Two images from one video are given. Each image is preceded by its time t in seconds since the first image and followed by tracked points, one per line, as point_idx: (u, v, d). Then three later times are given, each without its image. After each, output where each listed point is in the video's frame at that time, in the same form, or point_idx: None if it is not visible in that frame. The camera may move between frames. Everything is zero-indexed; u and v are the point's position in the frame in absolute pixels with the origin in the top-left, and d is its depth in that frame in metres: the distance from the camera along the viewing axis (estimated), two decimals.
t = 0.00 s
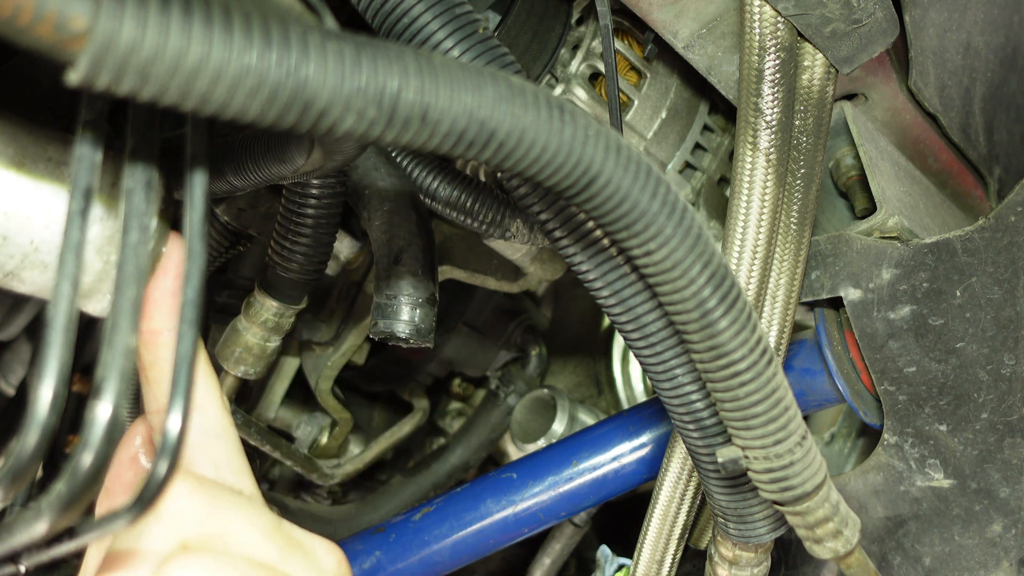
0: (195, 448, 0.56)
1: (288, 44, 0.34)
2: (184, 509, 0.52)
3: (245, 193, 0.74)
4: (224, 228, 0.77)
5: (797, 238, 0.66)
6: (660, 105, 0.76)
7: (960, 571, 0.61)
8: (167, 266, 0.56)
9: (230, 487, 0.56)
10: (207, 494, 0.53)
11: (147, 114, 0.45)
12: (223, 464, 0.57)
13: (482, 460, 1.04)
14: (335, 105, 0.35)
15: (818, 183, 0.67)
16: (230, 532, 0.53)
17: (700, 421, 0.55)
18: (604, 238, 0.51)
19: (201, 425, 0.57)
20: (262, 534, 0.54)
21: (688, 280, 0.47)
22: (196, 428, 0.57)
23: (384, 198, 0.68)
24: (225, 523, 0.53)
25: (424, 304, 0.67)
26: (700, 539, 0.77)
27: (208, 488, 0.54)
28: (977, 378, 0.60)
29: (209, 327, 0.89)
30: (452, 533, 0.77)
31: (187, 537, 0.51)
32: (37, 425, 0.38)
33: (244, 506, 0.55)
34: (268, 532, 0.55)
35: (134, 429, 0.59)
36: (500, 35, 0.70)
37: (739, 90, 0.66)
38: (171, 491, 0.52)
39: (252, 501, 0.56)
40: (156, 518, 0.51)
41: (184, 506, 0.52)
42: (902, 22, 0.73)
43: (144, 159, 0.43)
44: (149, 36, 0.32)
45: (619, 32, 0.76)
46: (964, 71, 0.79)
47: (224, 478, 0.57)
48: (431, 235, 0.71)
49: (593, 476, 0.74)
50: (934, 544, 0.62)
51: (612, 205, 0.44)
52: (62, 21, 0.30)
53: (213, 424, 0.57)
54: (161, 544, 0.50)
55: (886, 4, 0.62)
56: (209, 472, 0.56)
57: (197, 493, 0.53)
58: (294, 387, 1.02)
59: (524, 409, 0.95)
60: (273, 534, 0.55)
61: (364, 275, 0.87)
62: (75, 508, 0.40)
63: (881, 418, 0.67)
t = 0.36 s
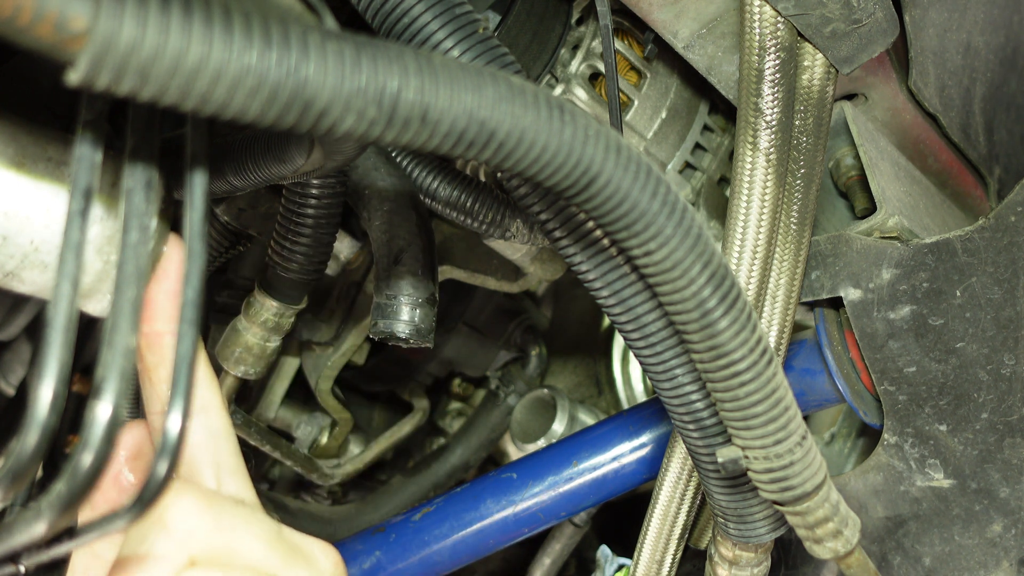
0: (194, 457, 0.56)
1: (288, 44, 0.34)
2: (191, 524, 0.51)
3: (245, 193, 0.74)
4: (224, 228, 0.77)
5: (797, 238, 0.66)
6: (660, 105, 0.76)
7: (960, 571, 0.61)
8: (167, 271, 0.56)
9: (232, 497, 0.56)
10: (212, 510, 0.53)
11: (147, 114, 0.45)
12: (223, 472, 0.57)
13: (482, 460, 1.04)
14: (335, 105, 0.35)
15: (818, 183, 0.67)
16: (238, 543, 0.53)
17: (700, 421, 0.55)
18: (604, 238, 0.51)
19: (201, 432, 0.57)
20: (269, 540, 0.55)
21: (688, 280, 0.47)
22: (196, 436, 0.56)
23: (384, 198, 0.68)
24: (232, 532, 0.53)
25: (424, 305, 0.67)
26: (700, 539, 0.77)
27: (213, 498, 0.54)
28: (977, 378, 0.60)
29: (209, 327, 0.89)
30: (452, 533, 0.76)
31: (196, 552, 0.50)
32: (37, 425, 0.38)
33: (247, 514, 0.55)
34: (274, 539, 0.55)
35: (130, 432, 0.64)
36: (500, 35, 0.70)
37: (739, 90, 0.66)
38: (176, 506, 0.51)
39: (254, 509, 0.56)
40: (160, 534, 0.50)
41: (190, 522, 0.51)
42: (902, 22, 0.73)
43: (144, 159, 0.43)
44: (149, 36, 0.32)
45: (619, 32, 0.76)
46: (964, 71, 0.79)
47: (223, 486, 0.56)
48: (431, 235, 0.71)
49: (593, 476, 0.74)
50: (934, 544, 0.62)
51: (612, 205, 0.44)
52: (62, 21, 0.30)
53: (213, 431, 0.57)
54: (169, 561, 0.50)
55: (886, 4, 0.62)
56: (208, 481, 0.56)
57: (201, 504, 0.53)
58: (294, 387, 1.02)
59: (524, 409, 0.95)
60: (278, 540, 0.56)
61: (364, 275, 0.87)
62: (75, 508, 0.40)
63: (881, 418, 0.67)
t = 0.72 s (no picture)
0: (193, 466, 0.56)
1: (288, 44, 0.34)
2: (200, 538, 0.49)
3: (245, 193, 0.74)
4: (224, 228, 0.77)
5: (797, 238, 0.66)
6: (660, 106, 0.76)
7: (960, 571, 0.61)
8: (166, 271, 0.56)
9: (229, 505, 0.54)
10: (212, 520, 0.50)
11: (147, 114, 0.45)
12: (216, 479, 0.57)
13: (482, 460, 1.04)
14: (335, 105, 0.35)
15: (818, 183, 0.67)
16: (237, 554, 0.50)
17: (700, 421, 0.55)
18: (604, 238, 0.51)
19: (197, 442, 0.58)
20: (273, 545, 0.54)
21: (688, 280, 0.47)
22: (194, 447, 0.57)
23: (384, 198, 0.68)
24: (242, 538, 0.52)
25: (424, 305, 0.67)
26: (700, 539, 0.77)
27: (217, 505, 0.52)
28: (977, 378, 0.60)
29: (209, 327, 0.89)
30: (452, 532, 0.76)
31: (197, 569, 0.48)
32: (37, 425, 0.38)
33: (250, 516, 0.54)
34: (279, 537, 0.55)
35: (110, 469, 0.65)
36: (500, 35, 0.70)
37: (739, 90, 0.66)
38: (175, 518, 0.49)
39: (253, 519, 0.54)
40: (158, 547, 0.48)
41: (189, 534, 0.49)
42: (902, 22, 0.73)
43: (144, 159, 0.43)
44: (149, 36, 0.32)
45: (619, 32, 0.76)
46: (964, 71, 0.79)
47: (220, 493, 0.56)
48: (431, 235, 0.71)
49: (593, 476, 0.74)
50: (934, 544, 0.62)
51: (612, 205, 0.44)
52: (62, 21, 0.30)
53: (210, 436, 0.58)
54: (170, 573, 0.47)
55: (886, 4, 0.62)
56: (205, 489, 0.56)
57: (207, 518, 0.50)
58: (294, 387, 1.02)
59: (524, 409, 0.95)
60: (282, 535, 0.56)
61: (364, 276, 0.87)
62: (75, 508, 0.40)
63: (881, 418, 0.67)
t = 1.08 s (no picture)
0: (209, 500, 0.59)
1: (288, 44, 0.34)
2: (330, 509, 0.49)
3: (245, 193, 0.74)
4: (224, 228, 0.76)
5: (797, 238, 0.66)
6: (660, 106, 0.76)
7: (960, 571, 0.61)
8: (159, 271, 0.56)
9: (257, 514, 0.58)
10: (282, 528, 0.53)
11: (147, 115, 0.45)
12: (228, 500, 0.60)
13: (482, 460, 1.04)
14: (335, 105, 0.35)
15: (818, 183, 0.67)
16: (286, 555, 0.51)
17: (701, 422, 0.55)
18: (604, 238, 0.51)
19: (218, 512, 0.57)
20: None
21: (688, 280, 0.47)
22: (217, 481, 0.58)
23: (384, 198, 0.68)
24: None
25: (424, 304, 0.67)
26: (700, 539, 0.77)
27: None
28: (977, 378, 0.60)
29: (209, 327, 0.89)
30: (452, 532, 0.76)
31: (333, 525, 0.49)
32: (37, 425, 0.38)
33: None
34: None
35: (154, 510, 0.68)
36: (500, 35, 0.70)
37: (739, 90, 0.66)
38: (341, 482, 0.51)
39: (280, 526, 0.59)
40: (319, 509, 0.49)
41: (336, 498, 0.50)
42: (902, 22, 0.73)
43: (144, 158, 0.43)
44: (149, 36, 0.32)
45: (619, 32, 0.76)
46: (964, 71, 0.79)
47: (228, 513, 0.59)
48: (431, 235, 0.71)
49: (593, 476, 0.74)
50: (934, 544, 0.62)
51: (612, 205, 0.44)
52: (62, 21, 0.30)
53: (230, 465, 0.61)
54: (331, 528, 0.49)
55: (886, 4, 0.62)
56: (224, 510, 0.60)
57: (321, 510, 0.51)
58: (294, 387, 1.02)
59: (524, 409, 0.95)
60: None
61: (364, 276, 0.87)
62: (75, 507, 0.40)
63: (881, 418, 0.67)
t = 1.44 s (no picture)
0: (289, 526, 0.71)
1: (288, 44, 0.34)
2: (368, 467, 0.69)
3: (245, 193, 0.74)
4: (224, 228, 0.76)
5: (797, 238, 0.66)
6: (659, 106, 0.77)
7: (960, 571, 0.61)
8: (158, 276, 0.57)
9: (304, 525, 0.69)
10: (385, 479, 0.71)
11: (147, 115, 0.45)
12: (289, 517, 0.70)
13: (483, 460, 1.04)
14: (335, 105, 0.35)
15: (818, 183, 0.67)
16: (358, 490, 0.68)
17: (701, 421, 0.55)
18: (604, 238, 0.51)
19: (289, 535, 0.68)
20: (434, 503, 0.70)
21: (688, 280, 0.47)
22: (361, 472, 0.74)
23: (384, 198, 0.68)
24: (388, 512, 0.68)
25: (424, 305, 0.67)
26: (700, 539, 0.77)
27: (381, 477, 0.68)
28: (977, 378, 0.60)
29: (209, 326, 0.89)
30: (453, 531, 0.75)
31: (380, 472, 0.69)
32: (37, 425, 0.38)
33: (410, 476, 0.69)
34: (438, 494, 0.70)
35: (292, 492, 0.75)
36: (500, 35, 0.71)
37: (739, 90, 0.66)
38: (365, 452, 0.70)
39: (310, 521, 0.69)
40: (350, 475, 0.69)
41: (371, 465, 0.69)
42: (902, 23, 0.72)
43: (144, 159, 0.43)
44: (149, 36, 0.31)
45: (619, 32, 0.76)
46: (964, 71, 0.79)
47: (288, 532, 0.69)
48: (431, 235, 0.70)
49: (593, 476, 0.74)
50: (933, 544, 0.63)
51: (612, 205, 0.44)
52: (62, 21, 0.30)
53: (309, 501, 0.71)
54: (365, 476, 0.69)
55: (886, 4, 0.61)
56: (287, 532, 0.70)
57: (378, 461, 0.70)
58: (294, 387, 1.02)
59: (523, 409, 0.95)
60: (438, 479, 0.71)
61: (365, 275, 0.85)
62: (76, 507, 0.40)
63: (881, 418, 0.67)
